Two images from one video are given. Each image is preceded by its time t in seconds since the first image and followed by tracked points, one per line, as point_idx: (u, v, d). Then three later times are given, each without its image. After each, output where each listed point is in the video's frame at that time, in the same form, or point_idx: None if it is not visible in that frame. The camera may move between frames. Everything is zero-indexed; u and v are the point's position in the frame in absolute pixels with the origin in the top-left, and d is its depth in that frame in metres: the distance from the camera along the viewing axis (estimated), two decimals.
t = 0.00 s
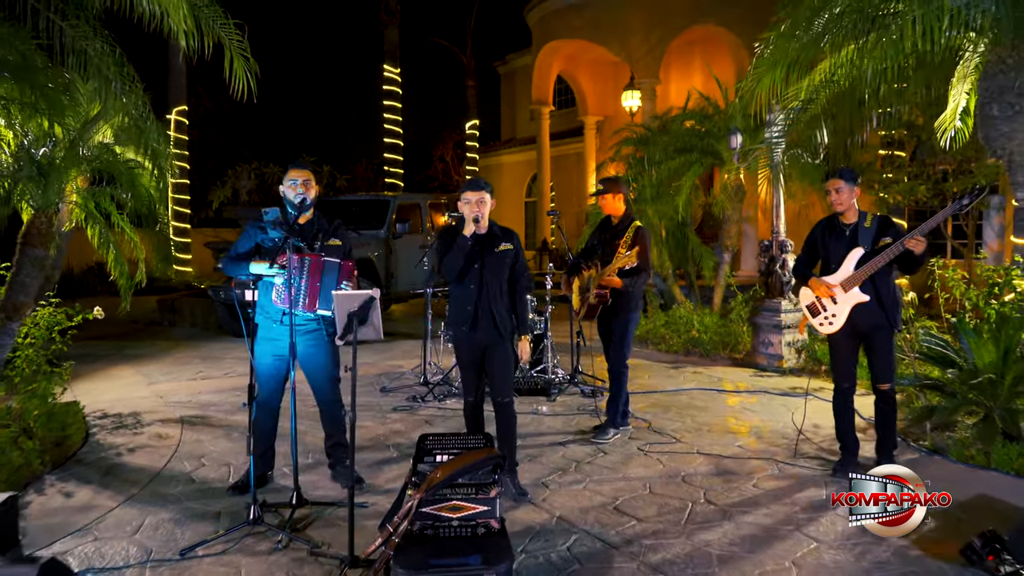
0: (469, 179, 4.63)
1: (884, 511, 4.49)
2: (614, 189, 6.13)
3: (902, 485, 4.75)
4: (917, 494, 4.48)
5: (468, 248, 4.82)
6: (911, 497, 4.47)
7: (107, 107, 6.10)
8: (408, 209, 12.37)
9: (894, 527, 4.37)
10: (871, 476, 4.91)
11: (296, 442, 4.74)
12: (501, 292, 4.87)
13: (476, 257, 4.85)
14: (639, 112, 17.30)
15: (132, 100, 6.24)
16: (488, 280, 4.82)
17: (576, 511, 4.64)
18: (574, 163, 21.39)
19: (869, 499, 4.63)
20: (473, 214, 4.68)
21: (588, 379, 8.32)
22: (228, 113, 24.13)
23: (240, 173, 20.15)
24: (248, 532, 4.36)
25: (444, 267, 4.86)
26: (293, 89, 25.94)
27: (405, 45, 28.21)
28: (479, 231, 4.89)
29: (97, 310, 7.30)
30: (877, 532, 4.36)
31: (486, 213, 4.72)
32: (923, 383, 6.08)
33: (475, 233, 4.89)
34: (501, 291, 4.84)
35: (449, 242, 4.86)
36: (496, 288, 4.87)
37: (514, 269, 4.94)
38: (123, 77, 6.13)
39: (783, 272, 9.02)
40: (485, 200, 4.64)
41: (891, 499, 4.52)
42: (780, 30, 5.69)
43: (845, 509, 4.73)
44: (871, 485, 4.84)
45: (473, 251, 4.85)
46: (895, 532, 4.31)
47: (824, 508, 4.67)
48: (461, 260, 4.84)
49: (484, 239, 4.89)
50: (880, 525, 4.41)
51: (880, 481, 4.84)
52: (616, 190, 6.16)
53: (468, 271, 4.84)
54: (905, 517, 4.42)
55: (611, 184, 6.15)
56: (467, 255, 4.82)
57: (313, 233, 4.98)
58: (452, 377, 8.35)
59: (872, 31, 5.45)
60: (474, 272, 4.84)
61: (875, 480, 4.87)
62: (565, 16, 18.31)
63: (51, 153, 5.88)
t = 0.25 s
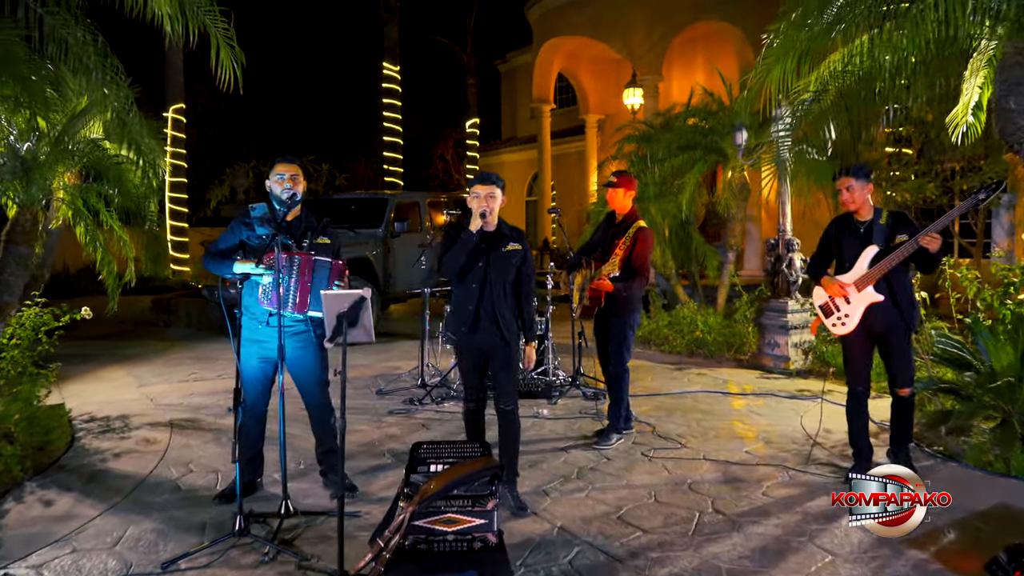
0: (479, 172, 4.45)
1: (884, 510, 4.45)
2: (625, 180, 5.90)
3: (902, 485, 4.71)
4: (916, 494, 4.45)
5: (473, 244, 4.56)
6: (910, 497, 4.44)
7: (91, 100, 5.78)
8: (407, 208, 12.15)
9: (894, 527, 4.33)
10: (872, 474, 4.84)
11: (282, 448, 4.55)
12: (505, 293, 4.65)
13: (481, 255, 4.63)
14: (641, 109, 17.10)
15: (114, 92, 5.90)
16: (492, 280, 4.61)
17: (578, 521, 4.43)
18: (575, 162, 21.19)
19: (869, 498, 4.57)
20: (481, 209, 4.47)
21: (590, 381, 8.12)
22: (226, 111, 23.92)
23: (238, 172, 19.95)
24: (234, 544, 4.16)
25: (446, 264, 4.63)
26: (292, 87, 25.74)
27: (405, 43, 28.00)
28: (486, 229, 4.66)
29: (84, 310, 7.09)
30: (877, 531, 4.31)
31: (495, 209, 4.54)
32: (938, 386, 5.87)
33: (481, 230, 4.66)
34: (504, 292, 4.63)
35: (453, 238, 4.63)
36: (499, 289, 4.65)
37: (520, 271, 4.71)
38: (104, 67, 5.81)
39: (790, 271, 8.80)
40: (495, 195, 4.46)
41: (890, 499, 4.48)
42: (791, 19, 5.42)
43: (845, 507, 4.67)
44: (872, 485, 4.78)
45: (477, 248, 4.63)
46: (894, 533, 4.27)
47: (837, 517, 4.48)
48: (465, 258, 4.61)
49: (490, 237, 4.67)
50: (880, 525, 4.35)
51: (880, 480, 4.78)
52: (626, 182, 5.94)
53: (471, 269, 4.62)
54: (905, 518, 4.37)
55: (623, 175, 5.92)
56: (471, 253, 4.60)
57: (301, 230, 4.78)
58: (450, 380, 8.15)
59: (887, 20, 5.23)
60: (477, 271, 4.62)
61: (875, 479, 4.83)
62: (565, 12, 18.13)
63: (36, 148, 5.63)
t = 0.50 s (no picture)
0: (493, 169, 4.14)
1: (884, 511, 4.42)
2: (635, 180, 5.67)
3: (902, 485, 4.61)
4: (917, 493, 4.41)
5: (482, 243, 4.32)
6: (911, 497, 4.40)
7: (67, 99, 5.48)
8: (406, 208, 11.93)
9: (895, 527, 4.29)
10: (872, 473, 4.74)
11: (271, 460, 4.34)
12: (515, 297, 4.33)
13: (490, 255, 4.34)
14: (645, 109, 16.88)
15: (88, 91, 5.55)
16: (502, 282, 4.31)
17: (581, 538, 4.22)
18: (578, 162, 20.98)
19: (869, 498, 4.54)
20: (491, 207, 4.18)
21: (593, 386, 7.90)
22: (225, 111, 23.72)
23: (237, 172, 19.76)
24: (218, 563, 3.95)
25: (454, 263, 4.38)
26: (292, 87, 25.53)
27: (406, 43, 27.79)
28: (500, 228, 4.37)
29: (72, 313, 6.89)
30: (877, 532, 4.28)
31: (511, 208, 4.22)
32: (955, 394, 5.66)
33: (495, 229, 4.40)
34: (514, 295, 4.31)
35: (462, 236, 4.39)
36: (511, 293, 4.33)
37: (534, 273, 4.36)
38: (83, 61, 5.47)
39: (798, 273, 8.57)
40: (511, 193, 4.16)
41: (891, 499, 4.44)
42: (803, 11, 5.31)
43: (845, 508, 4.65)
44: (872, 484, 4.69)
45: (486, 247, 4.34)
46: (894, 533, 4.24)
47: (852, 532, 4.28)
48: (475, 258, 4.32)
49: (504, 236, 4.37)
50: (880, 526, 4.32)
51: (880, 480, 4.67)
52: (636, 181, 5.69)
53: (479, 269, 4.33)
54: (906, 518, 4.34)
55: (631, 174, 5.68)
56: (479, 251, 4.32)
57: (289, 231, 4.59)
58: (449, 385, 7.93)
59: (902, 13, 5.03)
60: (485, 271, 4.33)
61: (875, 479, 4.75)
62: (567, 11, 17.96)
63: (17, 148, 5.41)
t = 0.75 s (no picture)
0: (509, 164, 4.00)
1: (884, 511, 4.41)
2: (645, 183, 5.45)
3: (902, 485, 4.50)
4: (917, 494, 4.39)
5: (488, 243, 4.12)
6: (911, 497, 4.38)
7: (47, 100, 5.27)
8: (405, 208, 11.72)
9: (895, 527, 4.28)
10: (872, 474, 4.65)
11: (259, 471, 4.14)
12: (523, 301, 4.07)
13: (498, 254, 4.11)
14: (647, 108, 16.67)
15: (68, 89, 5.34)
16: (509, 284, 4.07)
17: (584, 554, 4.03)
18: (579, 162, 20.79)
19: (869, 498, 4.52)
20: (500, 204, 4.00)
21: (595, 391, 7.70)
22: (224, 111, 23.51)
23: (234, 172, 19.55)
24: None
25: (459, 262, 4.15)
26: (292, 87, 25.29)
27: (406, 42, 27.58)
28: (512, 228, 4.15)
29: (60, 317, 6.69)
30: (877, 531, 4.28)
31: (523, 207, 4.05)
32: (972, 401, 5.46)
33: (506, 229, 4.17)
34: (521, 298, 4.06)
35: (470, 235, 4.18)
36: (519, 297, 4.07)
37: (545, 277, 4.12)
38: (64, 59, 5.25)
39: (805, 275, 8.37)
40: (525, 190, 4.01)
41: (891, 499, 4.43)
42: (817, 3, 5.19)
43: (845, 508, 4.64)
44: (872, 485, 4.61)
45: (494, 246, 4.12)
46: (894, 534, 4.22)
47: (867, 546, 4.09)
48: (482, 260, 4.11)
49: (515, 236, 4.14)
50: (880, 526, 4.32)
51: (880, 481, 4.57)
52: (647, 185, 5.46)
53: (485, 269, 4.10)
54: (906, 517, 4.34)
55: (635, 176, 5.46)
56: (486, 250, 4.11)
57: (281, 233, 4.40)
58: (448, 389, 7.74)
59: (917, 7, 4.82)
60: (492, 272, 4.09)
61: (875, 479, 4.69)
62: (570, 10, 17.75)
63: None
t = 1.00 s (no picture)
0: (512, 159, 3.78)
1: (884, 511, 4.31)
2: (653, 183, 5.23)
3: (902, 485, 4.36)
4: (917, 493, 4.26)
5: (494, 245, 3.81)
6: (911, 497, 4.25)
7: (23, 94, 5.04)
8: (402, 207, 11.51)
9: (893, 527, 4.20)
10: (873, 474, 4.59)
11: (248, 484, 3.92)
12: (531, 304, 3.85)
13: (506, 255, 3.84)
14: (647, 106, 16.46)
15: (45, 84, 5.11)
16: (518, 286, 3.83)
17: (587, 569, 3.82)
18: (579, 161, 20.58)
19: (869, 498, 4.43)
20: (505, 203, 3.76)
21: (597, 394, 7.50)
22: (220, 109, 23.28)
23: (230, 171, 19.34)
24: None
25: (463, 264, 3.85)
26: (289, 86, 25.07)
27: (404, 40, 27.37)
28: (517, 225, 3.90)
29: (45, 319, 6.48)
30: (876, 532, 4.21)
31: (527, 204, 3.82)
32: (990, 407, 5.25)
33: (511, 228, 3.93)
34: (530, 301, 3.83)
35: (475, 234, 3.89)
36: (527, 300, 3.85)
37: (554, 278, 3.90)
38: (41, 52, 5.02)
39: (812, 275, 8.17)
40: (530, 187, 3.79)
41: (891, 498, 4.32)
42: None
43: (845, 508, 4.58)
44: (872, 485, 4.54)
45: (501, 246, 3.86)
46: (892, 535, 4.15)
47: (885, 560, 3.89)
48: (488, 261, 3.83)
49: (520, 235, 3.90)
50: (879, 526, 4.24)
51: (880, 481, 4.50)
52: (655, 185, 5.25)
53: (492, 271, 3.83)
54: (905, 517, 4.23)
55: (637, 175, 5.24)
56: (493, 251, 3.81)
57: (274, 230, 4.18)
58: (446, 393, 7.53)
59: None
60: (499, 274, 3.83)
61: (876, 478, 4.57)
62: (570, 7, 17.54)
63: None
